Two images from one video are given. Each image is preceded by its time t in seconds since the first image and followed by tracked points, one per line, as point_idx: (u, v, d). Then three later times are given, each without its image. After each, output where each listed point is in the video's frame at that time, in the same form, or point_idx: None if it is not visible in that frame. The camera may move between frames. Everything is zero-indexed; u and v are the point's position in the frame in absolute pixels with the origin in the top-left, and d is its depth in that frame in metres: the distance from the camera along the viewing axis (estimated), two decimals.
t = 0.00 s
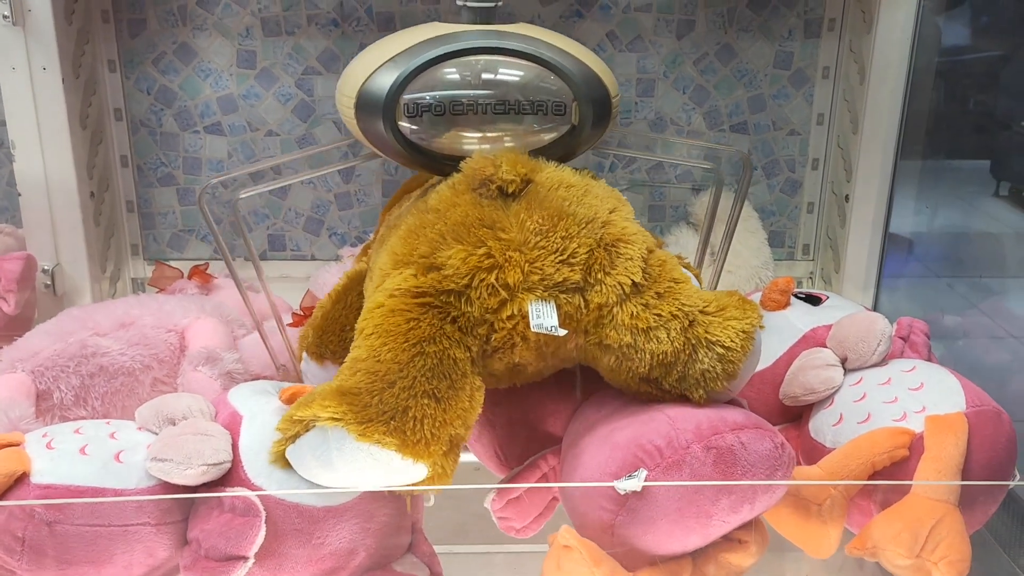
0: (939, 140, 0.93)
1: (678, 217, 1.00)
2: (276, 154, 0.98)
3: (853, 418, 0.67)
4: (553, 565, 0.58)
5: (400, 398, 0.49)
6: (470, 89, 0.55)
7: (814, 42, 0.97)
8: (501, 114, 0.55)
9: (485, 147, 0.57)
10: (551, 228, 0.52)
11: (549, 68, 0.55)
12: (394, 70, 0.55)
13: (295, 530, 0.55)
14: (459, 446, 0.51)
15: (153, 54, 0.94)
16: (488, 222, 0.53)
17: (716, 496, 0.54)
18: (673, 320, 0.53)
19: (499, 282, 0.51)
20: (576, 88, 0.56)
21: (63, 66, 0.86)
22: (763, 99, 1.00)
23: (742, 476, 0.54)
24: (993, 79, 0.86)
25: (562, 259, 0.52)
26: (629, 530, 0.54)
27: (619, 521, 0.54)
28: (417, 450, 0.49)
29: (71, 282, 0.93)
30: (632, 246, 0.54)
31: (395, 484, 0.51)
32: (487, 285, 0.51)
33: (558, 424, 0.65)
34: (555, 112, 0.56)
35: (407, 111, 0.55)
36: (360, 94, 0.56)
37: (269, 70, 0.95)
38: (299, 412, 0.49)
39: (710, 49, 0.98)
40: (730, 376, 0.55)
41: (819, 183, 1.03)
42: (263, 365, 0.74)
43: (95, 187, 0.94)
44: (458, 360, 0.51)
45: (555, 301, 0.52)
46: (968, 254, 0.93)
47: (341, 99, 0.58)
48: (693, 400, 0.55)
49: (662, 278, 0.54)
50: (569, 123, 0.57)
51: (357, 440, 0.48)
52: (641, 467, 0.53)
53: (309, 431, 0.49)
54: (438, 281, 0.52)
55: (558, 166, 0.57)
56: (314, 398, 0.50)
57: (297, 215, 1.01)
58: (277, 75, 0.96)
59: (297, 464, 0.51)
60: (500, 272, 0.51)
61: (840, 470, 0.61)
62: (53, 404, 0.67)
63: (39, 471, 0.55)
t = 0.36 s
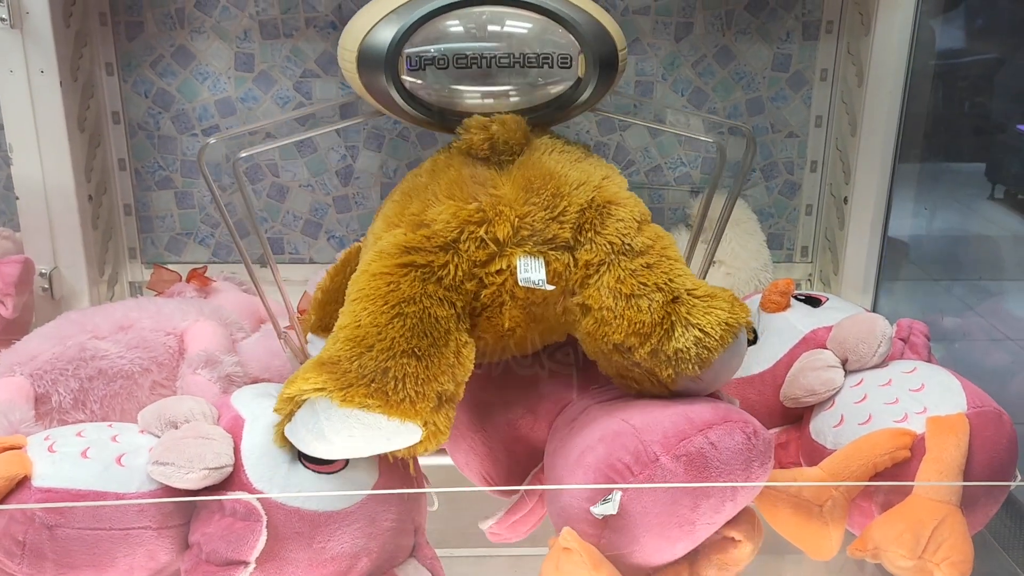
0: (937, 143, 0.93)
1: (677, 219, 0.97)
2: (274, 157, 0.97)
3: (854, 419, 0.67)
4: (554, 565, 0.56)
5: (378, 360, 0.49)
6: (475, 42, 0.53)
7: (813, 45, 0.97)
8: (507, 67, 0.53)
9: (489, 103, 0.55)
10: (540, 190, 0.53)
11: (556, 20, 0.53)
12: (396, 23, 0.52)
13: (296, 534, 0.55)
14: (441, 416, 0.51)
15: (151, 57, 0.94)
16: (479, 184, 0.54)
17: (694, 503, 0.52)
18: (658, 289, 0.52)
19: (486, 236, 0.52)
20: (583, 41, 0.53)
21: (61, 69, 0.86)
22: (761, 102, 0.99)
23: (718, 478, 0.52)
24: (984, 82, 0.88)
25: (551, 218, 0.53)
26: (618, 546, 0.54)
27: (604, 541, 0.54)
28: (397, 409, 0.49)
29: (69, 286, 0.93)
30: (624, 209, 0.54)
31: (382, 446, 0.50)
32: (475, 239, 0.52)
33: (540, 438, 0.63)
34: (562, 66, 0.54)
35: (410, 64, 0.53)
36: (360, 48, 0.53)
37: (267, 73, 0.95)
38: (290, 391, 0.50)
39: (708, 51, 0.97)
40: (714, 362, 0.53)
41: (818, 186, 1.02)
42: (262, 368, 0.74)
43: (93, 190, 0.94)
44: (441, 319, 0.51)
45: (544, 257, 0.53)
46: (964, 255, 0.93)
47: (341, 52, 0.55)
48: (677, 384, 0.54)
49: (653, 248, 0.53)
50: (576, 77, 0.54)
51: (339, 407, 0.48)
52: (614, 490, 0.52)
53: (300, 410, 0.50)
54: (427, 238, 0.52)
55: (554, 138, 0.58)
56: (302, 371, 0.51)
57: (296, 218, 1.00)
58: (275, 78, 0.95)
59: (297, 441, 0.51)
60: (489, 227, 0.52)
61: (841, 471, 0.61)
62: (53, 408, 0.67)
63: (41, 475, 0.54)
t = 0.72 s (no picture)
0: (941, 143, 0.95)
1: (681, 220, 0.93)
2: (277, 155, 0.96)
3: (861, 418, 0.67)
4: (558, 567, 0.55)
5: (372, 347, 0.49)
6: None
7: (817, 42, 0.96)
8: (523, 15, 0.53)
9: (509, 54, 0.54)
10: (530, 170, 0.53)
11: None
12: None
13: (302, 531, 0.55)
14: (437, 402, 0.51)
15: (154, 54, 0.94)
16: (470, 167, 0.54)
17: (686, 504, 0.52)
18: (646, 266, 0.51)
19: (476, 218, 0.52)
20: None
21: (63, 67, 0.86)
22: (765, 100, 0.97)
23: (706, 477, 0.52)
24: (985, 82, 0.90)
25: (542, 197, 0.53)
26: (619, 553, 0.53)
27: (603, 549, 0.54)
28: (393, 394, 0.49)
29: (70, 285, 0.93)
30: (614, 184, 0.54)
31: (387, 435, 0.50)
32: (467, 221, 0.52)
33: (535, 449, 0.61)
34: (579, 13, 0.53)
35: (424, 13, 0.52)
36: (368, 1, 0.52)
37: (270, 70, 0.94)
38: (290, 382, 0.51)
39: (712, 50, 0.96)
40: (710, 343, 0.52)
41: (821, 185, 1.01)
42: (266, 367, 0.73)
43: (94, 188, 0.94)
44: (433, 302, 0.51)
45: (536, 236, 0.52)
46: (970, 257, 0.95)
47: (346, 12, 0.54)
48: (677, 371, 0.54)
49: (644, 224, 0.53)
50: (593, 25, 0.54)
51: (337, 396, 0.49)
52: (603, 502, 0.52)
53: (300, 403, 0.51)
54: (419, 222, 0.52)
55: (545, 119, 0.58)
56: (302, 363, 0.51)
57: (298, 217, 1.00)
58: (278, 75, 0.94)
59: (297, 435, 0.52)
60: (480, 209, 0.52)
61: (847, 471, 0.61)
62: (55, 406, 0.66)
63: (45, 472, 0.54)
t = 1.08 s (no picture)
0: (955, 136, 0.96)
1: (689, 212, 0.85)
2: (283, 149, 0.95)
3: (874, 414, 0.67)
4: (580, 561, 0.57)
5: (445, 300, 0.51)
6: None
7: (829, 36, 0.94)
8: None
9: None
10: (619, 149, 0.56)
11: None
12: None
13: (312, 525, 0.54)
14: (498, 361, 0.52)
15: (160, 45, 0.93)
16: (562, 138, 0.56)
17: (741, 483, 0.52)
18: (726, 255, 0.54)
19: (566, 183, 0.54)
20: None
21: (69, 56, 0.86)
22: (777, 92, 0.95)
23: (766, 464, 0.52)
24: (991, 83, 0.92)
25: (628, 174, 0.55)
26: (656, 524, 0.53)
27: (643, 516, 0.52)
28: (460, 349, 0.51)
29: (76, 276, 0.92)
30: (697, 177, 0.57)
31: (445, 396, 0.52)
32: (556, 187, 0.54)
33: (578, 421, 0.63)
34: None
35: None
36: None
37: (276, 62, 0.93)
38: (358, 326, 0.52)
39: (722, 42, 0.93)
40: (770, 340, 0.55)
41: (832, 179, 1.00)
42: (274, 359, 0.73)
43: (100, 180, 0.94)
44: (511, 263, 0.53)
45: (621, 208, 0.54)
46: (983, 252, 0.96)
47: None
48: (729, 361, 0.56)
49: (724, 216, 0.56)
50: None
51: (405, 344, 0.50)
52: (662, 460, 0.52)
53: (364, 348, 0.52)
54: (506, 181, 0.54)
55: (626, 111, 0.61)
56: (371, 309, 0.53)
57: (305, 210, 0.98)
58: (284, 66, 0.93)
59: (358, 380, 0.53)
60: (568, 174, 0.54)
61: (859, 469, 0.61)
62: (61, 398, 0.66)
63: (52, 464, 0.53)
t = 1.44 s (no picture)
0: (967, 132, 0.95)
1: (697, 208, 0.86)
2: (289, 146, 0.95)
3: (884, 413, 0.66)
4: (588, 560, 0.57)
5: (376, 236, 0.50)
6: None
7: (837, 33, 0.95)
8: None
9: None
10: (578, 107, 0.56)
11: None
12: None
13: (321, 523, 0.54)
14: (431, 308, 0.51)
15: (168, 42, 0.93)
16: (521, 97, 0.56)
17: (744, 484, 0.52)
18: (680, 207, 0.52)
19: (518, 135, 0.54)
20: None
21: (78, 54, 0.86)
22: (784, 90, 0.97)
23: (769, 464, 0.52)
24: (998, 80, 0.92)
25: (584, 129, 0.55)
26: (658, 526, 0.53)
27: (646, 518, 0.53)
28: (387, 286, 0.50)
29: (84, 273, 0.93)
30: (658, 136, 0.55)
31: (383, 335, 0.51)
32: (506, 138, 0.54)
33: (581, 420, 0.63)
34: None
35: None
36: None
37: (284, 58, 0.93)
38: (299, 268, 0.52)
39: (731, 39, 0.94)
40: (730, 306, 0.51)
41: (840, 176, 1.00)
42: (282, 357, 0.72)
43: (109, 177, 0.94)
44: (453, 209, 0.52)
45: (573, 161, 0.54)
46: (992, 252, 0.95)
47: None
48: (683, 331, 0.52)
49: (684, 175, 0.54)
50: None
51: (333, 278, 0.50)
52: (663, 463, 0.52)
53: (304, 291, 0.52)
54: (460, 136, 0.55)
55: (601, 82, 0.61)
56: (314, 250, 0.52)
57: (312, 207, 0.99)
58: (292, 64, 0.93)
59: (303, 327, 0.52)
60: (521, 128, 0.54)
61: (870, 467, 0.61)
62: (70, 395, 0.66)
63: (62, 461, 0.53)
